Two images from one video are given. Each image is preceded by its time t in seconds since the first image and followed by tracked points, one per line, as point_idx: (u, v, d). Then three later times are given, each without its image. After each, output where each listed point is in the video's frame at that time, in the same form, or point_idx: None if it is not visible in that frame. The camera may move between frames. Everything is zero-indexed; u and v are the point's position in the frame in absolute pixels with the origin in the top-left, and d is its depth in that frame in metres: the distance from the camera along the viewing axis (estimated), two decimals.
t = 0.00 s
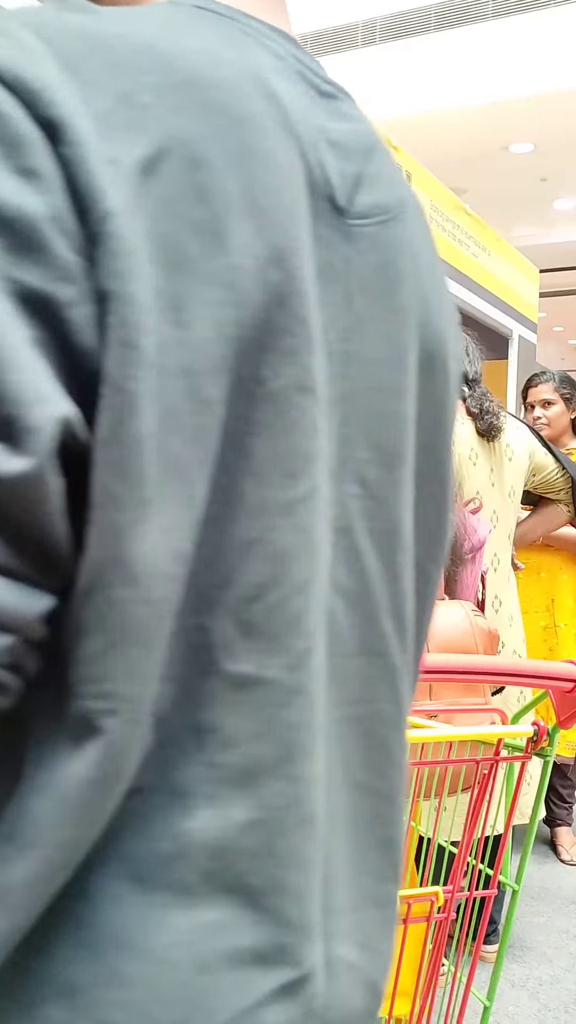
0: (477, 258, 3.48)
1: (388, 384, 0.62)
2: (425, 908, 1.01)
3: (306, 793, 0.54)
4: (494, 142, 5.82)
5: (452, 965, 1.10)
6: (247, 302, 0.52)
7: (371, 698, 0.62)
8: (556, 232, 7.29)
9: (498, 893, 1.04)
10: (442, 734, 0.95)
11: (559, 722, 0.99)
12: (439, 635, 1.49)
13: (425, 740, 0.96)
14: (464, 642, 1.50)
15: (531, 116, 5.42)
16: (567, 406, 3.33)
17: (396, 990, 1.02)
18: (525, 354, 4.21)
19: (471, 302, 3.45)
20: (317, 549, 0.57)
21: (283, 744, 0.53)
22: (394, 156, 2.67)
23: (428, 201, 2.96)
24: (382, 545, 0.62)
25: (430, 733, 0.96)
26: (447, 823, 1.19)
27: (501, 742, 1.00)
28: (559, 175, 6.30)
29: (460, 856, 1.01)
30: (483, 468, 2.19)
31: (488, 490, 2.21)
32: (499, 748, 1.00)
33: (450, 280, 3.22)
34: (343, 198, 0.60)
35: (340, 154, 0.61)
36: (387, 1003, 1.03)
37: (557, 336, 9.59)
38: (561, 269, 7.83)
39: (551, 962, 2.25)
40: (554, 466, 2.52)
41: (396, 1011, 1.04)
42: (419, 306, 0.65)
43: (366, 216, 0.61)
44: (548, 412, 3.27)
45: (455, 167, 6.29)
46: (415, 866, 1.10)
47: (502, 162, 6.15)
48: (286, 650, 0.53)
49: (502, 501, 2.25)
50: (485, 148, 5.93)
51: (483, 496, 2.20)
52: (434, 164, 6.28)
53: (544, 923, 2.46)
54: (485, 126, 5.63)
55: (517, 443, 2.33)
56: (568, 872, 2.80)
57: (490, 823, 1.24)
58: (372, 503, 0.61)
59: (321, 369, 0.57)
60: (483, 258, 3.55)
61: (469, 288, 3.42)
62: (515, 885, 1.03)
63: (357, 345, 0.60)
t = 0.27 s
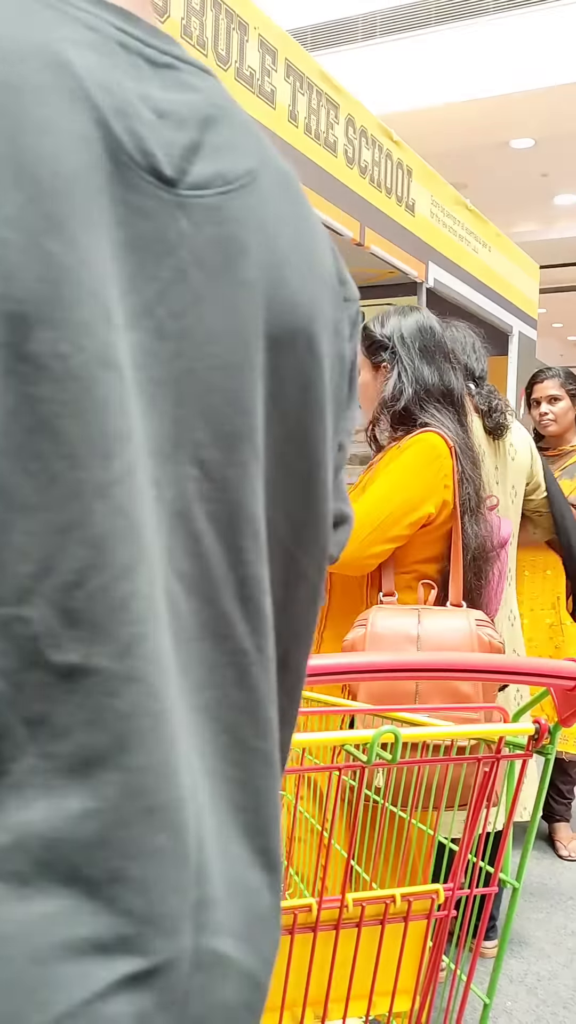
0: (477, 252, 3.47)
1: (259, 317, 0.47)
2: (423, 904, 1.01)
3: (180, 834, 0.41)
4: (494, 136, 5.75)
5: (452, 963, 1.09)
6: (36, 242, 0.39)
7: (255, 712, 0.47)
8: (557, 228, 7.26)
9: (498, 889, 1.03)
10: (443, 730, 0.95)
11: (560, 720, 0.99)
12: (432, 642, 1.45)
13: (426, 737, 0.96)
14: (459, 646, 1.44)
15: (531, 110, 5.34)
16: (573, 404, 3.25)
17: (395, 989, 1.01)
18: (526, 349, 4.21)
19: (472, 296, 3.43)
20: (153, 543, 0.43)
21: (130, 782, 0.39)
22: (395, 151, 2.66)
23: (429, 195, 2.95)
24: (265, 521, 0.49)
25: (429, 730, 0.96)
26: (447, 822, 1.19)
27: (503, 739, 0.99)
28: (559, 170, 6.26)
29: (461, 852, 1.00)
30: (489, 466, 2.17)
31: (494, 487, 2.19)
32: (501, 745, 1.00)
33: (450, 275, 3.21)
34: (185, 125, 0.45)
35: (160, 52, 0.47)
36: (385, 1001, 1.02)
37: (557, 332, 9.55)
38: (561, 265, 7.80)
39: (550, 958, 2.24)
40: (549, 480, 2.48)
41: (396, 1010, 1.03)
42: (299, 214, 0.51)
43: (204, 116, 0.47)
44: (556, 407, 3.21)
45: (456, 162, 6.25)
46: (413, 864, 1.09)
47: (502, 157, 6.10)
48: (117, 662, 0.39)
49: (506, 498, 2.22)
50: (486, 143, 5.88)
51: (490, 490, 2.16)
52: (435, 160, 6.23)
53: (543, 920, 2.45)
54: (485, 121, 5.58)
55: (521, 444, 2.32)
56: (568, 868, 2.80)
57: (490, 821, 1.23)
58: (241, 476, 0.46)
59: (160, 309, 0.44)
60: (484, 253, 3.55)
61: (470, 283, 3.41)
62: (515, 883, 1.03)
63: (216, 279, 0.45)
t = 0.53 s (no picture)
0: (469, 249, 3.47)
1: (134, 327, 0.45)
2: (412, 901, 1.02)
3: (14, 826, 0.42)
4: (488, 133, 5.71)
5: (441, 958, 1.10)
6: None
7: (129, 721, 0.46)
8: (550, 225, 7.24)
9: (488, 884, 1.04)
10: (434, 726, 0.96)
11: (548, 715, 0.98)
12: (432, 641, 1.46)
13: (415, 733, 0.96)
14: (456, 645, 1.46)
15: (523, 107, 5.31)
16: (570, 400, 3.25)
17: (385, 983, 1.02)
18: (518, 347, 4.22)
19: (464, 293, 3.44)
20: None
21: None
22: (388, 148, 2.66)
23: (422, 193, 2.95)
24: (150, 527, 0.48)
25: (419, 726, 0.96)
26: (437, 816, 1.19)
27: (493, 736, 1.00)
28: (552, 167, 6.25)
29: (451, 848, 1.01)
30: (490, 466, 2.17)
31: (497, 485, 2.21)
32: (491, 741, 1.00)
33: (444, 272, 3.22)
34: (65, 150, 0.46)
35: (48, 86, 0.47)
36: (375, 996, 1.03)
37: (549, 330, 9.55)
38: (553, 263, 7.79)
39: (540, 953, 2.25)
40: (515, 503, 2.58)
41: (386, 1005, 1.04)
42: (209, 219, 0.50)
43: (104, 138, 0.48)
44: (555, 404, 3.21)
45: (449, 158, 6.22)
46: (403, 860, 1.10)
47: (495, 154, 6.08)
48: None
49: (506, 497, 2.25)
50: (479, 140, 5.85)
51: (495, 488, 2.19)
52: (428, 156, 6.20)
53: (534, 914, 2.47)
54: (478, 120, 5.56)
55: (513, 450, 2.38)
56: (559, 863, 2.82)
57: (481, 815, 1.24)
58: (108, 483, 0.45)
59: (26, 322, 0.44)
60: (477, 250, 3.55)
61: (463, 280, 3.41)
62: (505, 878, 1.03)
63: (88, 294, 0.44)
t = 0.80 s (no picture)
0: (461, 247, 3.47)
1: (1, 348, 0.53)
2: (399, 899, 1.02)
3: None
4: (480, 130, 5.69)
5: (430, 956, 1.10)
6: None
7: None
8: (542, 223, 7.24)
9: (477, 881, 1.04)
10: (423, 723, 0.95)
11: (537, 712, 0.99)
12: (442, 641, 1.46)
13: (405, 730, 0.96)
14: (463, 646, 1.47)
15: (516, 106, 5.29)
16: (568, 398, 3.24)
17: (374, 981, 1.02)
18: (510, 345, 4.22)
19: (456, 290, 3.43)
20: None
21: None
22: (380, 146, 2.66)
23: (413, 190, 2.95)
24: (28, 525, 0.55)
25: (408, 724, 0.96)
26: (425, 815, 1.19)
27: (480, 732, 1.00)
28: (543, 165, 6.25)
29: (440, 846, 1.01)
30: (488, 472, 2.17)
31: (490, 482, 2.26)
32: (480, 737, 1.00)
33: (435, 270, 3.21)
34: None
35: None
36: (364, 994, 1.03)
37: (540, 328, 9.54)
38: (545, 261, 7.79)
39: (531, 950, 2.26)
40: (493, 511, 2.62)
41: (375, 1003, 1.04)
42: (112, 255, 0.56)
43: (29, 168, 0.56)
44: (553, 400, 3.19)
45: (442, 156, 6.21)
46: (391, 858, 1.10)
47: (487, 151, 6.06)
48: None
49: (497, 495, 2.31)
50: (471, 138, 5.83)
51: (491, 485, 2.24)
52: (421, 153, 6.18)
53: (525, 911, 2.47)
54: (469, 118, 5.54)
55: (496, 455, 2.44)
56: (550, 860, 2.83)
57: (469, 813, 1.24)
58: None
59: None
60: (468, 248, 3.55)
61: (454, 278, 3.41)
62: (494, 875, 1.03)
63: None
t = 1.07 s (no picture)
0: (453, 245, 3.46)
1: None
2: (387, 898, 1.01)
3: None
4: (474, 128, 5.68)
5: (418, 955, 1.10)
6: None
7: None
8: (536, 222, 7.24)
9: (466, 881, 1.04)
10: (410, 722, 0.95)
11: (525, 711, 0.99)
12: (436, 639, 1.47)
13: (392, 730, 0.95)
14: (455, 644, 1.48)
15: (509, 104, 5.28)
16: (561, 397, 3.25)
17: (362, 980, 1.02)
18: (503, 343, 4.22)
19: (449, 288, 3.43)
20: None
21: None
22: (372, 143, 2.66)
23: (405, 188, 2.95)
24: None
25: (396, 722, 0.95)
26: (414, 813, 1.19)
27: (469, 731, 1.00)
28: (537, 164, 6.25)
29: (429, 845, 1.01)
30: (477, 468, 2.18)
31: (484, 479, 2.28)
32: (468, 736, 1.00)
33: (427, 268, 3.21)
34: None
35: None
36: (352, 993, 1.03)
37: (534, 326, 9.54)
38: (539, 260, 7.79)
39: (522, 948, 2.26)
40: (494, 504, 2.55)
41: (363, 1002, 1.04)
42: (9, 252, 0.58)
43: None
44: (551, 398, 3.20)
45: (435, 154, 6.20)
46: (379, 856, 1.10)
47: (481, 149, 6.05)
48: None
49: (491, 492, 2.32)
50: (464, 135, 5.82)
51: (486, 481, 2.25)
52: (415, 151, 6.17)
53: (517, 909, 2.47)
54: (463, 116, 5.53)
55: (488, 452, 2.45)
56: (542, 858, 2.83)
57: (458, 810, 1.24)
58: None
59: None
60: (461, 246, 3.55)
61: (447, 276, 3.41)
62: (482, 874, 1.03)
63: None
